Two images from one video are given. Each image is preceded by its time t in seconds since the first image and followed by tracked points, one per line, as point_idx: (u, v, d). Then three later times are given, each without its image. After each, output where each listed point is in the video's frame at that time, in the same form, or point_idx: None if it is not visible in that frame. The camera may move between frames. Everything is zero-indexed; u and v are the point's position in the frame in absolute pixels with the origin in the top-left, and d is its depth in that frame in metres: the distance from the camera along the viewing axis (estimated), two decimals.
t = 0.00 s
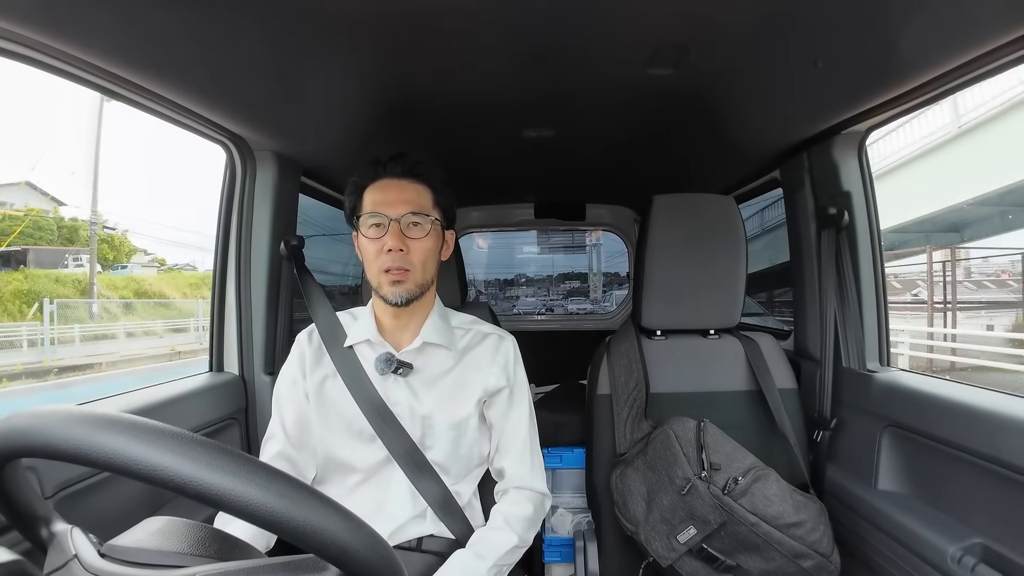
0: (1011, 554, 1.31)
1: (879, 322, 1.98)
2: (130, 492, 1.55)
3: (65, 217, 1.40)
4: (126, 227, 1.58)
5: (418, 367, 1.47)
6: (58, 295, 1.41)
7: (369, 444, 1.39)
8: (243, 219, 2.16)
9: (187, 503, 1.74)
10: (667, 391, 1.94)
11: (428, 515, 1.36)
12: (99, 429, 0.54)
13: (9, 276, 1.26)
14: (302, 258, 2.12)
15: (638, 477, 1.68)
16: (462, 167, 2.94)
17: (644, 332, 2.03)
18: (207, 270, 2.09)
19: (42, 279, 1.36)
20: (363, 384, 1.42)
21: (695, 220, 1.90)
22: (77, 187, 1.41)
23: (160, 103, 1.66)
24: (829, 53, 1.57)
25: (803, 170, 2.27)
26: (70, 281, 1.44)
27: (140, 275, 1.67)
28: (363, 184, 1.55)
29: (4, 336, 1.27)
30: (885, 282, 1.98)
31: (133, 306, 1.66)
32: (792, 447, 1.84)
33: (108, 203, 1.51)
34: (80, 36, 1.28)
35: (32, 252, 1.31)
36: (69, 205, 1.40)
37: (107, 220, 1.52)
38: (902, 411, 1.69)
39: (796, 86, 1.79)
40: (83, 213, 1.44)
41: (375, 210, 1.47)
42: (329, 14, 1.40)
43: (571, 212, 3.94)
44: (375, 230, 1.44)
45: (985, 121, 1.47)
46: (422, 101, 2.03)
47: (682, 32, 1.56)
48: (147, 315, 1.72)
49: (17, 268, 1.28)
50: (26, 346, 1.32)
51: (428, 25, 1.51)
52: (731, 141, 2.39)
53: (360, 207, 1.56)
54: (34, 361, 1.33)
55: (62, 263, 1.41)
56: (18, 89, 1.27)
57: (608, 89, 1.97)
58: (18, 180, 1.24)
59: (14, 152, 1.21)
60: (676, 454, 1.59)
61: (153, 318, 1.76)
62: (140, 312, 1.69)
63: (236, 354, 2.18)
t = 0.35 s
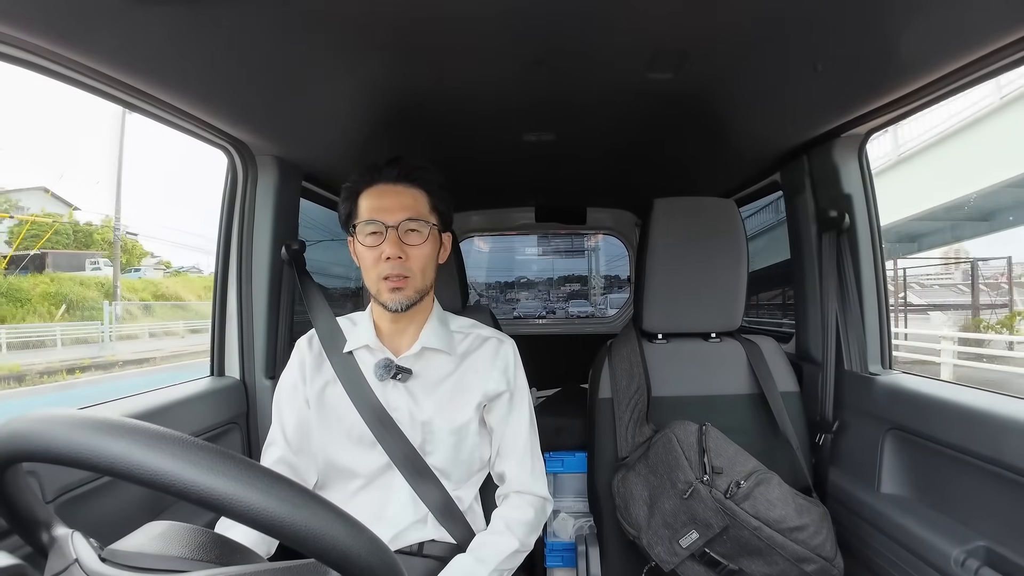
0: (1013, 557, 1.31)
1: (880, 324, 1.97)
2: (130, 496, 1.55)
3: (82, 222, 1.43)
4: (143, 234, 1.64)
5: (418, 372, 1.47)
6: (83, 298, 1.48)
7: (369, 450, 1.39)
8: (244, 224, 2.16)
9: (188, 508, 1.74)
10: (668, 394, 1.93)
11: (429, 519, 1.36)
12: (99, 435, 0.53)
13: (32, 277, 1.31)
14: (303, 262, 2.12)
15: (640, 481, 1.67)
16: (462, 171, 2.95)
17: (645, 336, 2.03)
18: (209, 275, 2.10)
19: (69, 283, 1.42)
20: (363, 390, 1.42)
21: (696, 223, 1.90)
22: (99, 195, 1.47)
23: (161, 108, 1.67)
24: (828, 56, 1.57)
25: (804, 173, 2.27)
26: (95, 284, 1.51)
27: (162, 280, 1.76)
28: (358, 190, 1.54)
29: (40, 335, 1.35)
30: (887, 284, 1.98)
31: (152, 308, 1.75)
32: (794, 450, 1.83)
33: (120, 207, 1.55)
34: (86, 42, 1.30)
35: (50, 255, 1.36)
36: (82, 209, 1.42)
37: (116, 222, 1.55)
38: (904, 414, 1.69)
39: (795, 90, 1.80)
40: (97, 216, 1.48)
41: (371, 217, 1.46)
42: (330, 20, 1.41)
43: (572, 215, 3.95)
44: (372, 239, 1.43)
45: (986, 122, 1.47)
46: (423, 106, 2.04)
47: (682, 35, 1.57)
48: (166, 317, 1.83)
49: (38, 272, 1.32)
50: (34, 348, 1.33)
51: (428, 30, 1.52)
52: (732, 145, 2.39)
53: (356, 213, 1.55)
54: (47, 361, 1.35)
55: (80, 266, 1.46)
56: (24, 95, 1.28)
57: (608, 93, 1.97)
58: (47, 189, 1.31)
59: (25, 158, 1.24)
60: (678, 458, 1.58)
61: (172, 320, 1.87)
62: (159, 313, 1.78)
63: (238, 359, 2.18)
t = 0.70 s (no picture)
0: (1014, 561, 1.31)
1: (881, 327, 1.97)
2: (130, 496, 1.55)
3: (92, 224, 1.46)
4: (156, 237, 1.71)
5: (417, 374, 1.47)
6: (104, 299, 1.55)
7: (369, 452, 1.39)
8: (246, 224, 2.17)
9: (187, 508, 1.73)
10: (668, 397, 1.93)
11: (429, 521, 1.35)
12: (100, 434, 0.53)
13: (52, 280, 1.37)
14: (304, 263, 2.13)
15: (640, 484, 1.67)
16: (463, 173, 2.95)
17: (645, 338, 2.03)
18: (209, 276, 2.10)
19: (91, 285, 1.49)
20: (362, 392, 1.42)
21: (697, 226, 1.90)
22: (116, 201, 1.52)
23: (164, 108, 1.67)
24: (830, 59, 1.57)
25: (805, 176, 2.27)
26: (113, 286, 1.57)
27: (173, 282, 1.83)
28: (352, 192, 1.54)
29: (66, 335, 1.42)
30: (888, 287, 1.98)
31: (167, 310, 1.83)
32: (794, 453, 1.83)
33: (127, 211, 1.56)
34: (89, 43, 1.30)
35: (64, 258, 1.40)
36: (93, 214, 1.45)
37: (132, 228, 1.60)
38: (904, 417, 1.69)
39: (796, 93, 1.80)
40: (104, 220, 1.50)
41: (363, 220, 1.46)
42: (332, 20, 1.42)
43: (572, 217, 3.95)
44: (362, 241, 1.44)
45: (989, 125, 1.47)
46: (424, 107, 2.04)
47: (683, 38, 1.57)
48: (179, 318, 1.91)
49: (50, 275, 1.37)
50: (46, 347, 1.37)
51: (430, 31, 1.52)
52: (733, 147, 2.39)
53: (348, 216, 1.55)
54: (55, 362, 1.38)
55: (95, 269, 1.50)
56: (25, 94, 1.29)
57: (609, 95, 1.98)
58: (66, 197, 1.36)
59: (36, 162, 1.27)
60: (678, 461, 1.58)
61: (185, 321, 1.96)
62: (174, 315, 1.87)
63: (238, 359, 2.18)
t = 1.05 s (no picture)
0: (1015, 560, 1.31)
1: (882, 327, 1.97)
2: (131, 497, 1.55)
3: (105, 228, 1.52)
4: (173, 242, 1.81)
5: (419, 376, 1.47)
6: (122, 300, 1.62)
7: (370, 453, 1.39)
8: (246, 225, 2.17)
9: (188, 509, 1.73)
10: (669, 397, 1.93)
11: (430, 522, 1.35)
12: (103, 436, 0.54)
13: (72, 283, 1.44)
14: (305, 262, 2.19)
15: (641, 484, 1.67)
16: (463, 174, 2.95)
17: (646, 338, 2.03)
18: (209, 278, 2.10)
19: (109, 287, 1.56)
20: (363, 393, 1.42)
21: (696, 225, 1.90)
22: (139, 207, 1.63)
23: (165, 110, 1.68)
24: (831, 59, 1.57)
25: (805, 176, 2.27)
26: (130, 288, 1.64)
27: (185, 285, 1.91)
28: (352, 194, 1.54)
29: (91, 334, 1.51)
30: (888, 286, 1.98)
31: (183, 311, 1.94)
32: (795, 453, 1.83)
33: (135, 215, 1.62)
34: (90, 45, 1.31)
35: (81, 261, 1.46)
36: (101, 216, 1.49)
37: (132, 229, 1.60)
38: (904, 416, 1.69)
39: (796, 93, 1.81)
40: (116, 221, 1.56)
41: (361, 223, 1.46)
42: (332, 21, 1.41)
43: (573, 218, 3.95)
44: (361, 244, 1.45)
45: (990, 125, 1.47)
46: (424, 108, 2.04)
47: (683, 38, 1.56)
48: (196, 319, 2.03)
49: (68, 277, 1.43)
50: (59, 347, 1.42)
51: (430, 32, 1.52)
52: (733, 147, 2.39)
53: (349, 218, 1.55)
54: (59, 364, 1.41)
55: (109, 272, 1.55)
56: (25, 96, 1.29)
57: (609, 95, 1.97)
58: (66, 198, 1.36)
59: (46, 166, 1.31)
60: (679, 461, 1.58)
61: (201, 322, 2.08)
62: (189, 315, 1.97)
63: (239, 360, 2.18)
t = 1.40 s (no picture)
0: (1016, 563, 1.30)
1: (882, 330, 1.97)
2: (130, 498, 1.54)
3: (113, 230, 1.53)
4: (184, 245, 1.89)
5: (418, 378, 1.46)
6: (138, 302, 1.67)
7: (369, 455, 1.39)
8: (246, 227, 2.17)
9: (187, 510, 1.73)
10: (668, 399, 1.93)
11: (429, 524, 1.35)
12: (101, 438, 0.53)
13: (88, 284, 1.49)
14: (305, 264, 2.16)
15: (641, 486, 1.67)
16: (463, 175, 2.95)
17: (646, 340, 2.03)
18: (208, 279, 2.09)
19: (126, 291, 1.61)
20: (362, 395, 1.42)
21: (696, 227, 1.91)
22: (150, 211, 1.67)
23: (166, 112, 1.68)
24: (831, 60, 1.57)
25: (805, 178, 2.27)
26: (144, 290, 1.68)
27: (195, 287, 1.99)
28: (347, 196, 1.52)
29: (111, 334, 1.58)
30: (888, 289, 1.98)
31: (194, 312, 2.02)
32: (795, 455, 1.83)
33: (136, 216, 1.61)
34: (92, 47, 1.31)
35: (97, 264, 1.50)
36: (111, 218, 1.52)
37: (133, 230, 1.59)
38: (904, 418, 1.69)
39: (796, 95, 1.81)
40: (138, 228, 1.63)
41: (348, 227, 1.45)
42: (334, 22, 1.42)
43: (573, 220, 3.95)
44: (347, 249, 1.44)
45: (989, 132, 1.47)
46: (425, 109, 2.05)
47: (684, 40, 1.57)
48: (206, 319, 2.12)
49: (86, 281, 1.48)
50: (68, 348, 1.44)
51: (431, 34, 1.52)
52: (732, 150, 2.39)
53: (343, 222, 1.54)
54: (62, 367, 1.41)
55: (119, 274, 1.58)
56: (27, 97, 1.30)
57: (610, 97, 1.98)
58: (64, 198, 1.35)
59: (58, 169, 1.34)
60: (679, 463, 1.58)
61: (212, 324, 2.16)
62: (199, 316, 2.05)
63: (238, 361, 2.18)
